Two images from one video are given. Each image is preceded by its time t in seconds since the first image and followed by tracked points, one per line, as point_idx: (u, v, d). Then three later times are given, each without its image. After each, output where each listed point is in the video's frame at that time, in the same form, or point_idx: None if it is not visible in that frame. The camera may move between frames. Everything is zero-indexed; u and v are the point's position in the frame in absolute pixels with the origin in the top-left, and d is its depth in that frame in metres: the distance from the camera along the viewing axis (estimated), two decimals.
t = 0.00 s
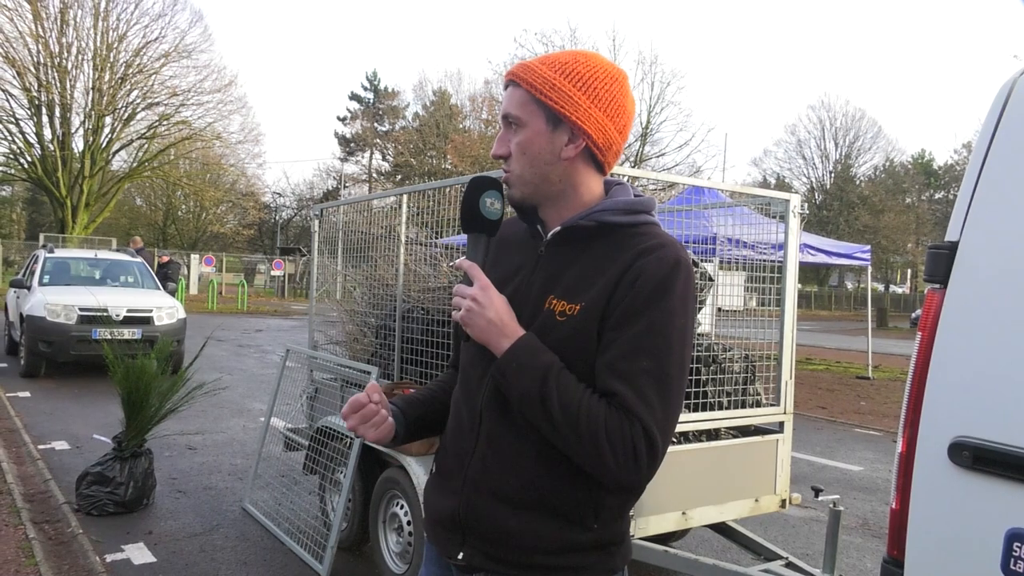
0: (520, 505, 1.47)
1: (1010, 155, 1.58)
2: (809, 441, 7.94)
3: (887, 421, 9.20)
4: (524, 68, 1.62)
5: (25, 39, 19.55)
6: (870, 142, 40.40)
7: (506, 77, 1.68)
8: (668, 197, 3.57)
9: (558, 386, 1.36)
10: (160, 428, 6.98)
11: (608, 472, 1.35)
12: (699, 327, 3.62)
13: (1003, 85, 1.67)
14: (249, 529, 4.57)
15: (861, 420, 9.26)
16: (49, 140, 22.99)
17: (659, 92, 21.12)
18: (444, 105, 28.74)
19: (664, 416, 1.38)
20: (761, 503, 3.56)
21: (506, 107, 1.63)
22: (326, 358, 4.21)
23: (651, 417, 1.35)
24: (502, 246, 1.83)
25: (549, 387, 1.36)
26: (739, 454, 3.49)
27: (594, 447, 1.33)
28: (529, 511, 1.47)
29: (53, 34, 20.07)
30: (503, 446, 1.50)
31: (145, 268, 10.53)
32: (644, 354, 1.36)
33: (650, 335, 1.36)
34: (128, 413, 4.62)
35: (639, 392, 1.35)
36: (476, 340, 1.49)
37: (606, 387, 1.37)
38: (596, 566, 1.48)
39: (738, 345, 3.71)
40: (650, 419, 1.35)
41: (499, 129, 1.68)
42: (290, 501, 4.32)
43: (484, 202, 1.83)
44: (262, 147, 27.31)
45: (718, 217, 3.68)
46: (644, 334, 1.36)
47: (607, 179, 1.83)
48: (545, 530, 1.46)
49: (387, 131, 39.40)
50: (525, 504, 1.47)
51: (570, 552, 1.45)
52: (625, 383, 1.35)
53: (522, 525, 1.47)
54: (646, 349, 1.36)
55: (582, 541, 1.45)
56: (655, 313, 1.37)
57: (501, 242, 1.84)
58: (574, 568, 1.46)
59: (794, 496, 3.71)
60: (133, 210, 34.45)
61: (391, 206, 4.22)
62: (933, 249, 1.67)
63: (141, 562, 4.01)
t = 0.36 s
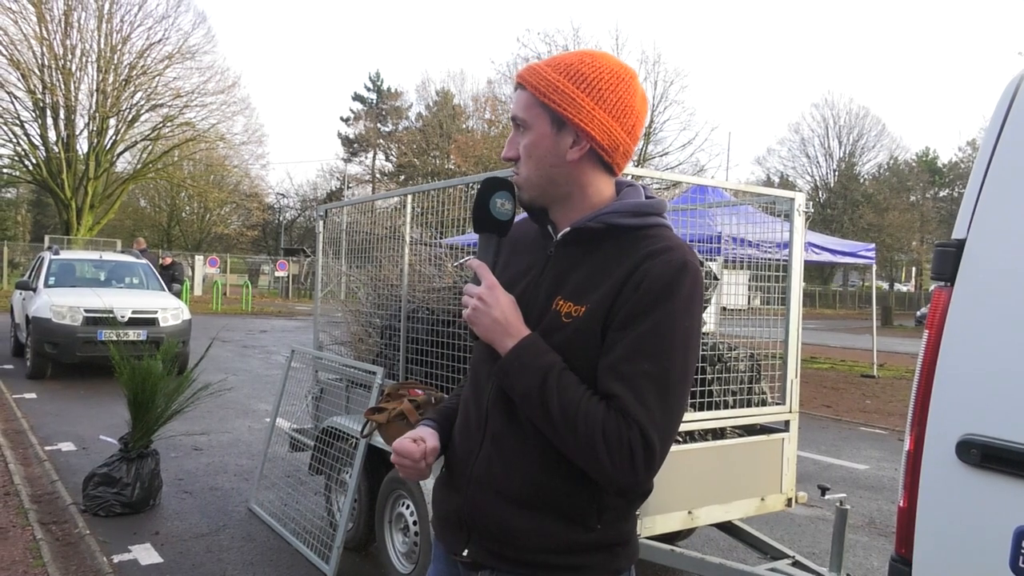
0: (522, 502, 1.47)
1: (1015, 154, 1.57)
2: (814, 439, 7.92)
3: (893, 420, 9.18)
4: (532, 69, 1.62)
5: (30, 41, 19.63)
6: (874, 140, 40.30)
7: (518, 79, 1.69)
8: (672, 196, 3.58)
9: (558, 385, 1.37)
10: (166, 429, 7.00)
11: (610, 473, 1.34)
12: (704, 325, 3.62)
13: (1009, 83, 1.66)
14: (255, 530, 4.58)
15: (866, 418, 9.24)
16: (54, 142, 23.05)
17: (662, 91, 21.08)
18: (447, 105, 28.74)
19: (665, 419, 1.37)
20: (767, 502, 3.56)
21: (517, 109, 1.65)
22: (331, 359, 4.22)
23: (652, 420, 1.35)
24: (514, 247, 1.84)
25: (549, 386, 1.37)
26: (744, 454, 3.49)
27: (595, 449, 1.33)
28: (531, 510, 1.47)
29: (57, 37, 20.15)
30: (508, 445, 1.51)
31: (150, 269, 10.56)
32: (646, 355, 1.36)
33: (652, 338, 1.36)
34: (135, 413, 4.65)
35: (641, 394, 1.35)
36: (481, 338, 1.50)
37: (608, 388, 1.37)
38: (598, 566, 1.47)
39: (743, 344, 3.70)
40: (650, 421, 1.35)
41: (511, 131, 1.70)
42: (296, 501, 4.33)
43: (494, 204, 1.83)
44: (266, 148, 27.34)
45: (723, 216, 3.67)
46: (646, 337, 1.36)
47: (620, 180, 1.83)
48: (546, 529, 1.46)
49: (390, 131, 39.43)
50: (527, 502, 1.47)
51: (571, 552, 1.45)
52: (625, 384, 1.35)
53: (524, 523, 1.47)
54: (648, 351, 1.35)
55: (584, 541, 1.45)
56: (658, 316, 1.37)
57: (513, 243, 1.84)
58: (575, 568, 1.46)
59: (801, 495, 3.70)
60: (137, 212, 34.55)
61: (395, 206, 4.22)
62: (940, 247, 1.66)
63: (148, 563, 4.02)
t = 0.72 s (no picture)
0: (545, 506, 1.47)
1: (1014, 155, 1.58)
2: (812, 440, 7.93)
3: (890, 421, 9.20)
4: (556, 67, 1.60)
5: (27, 43, 19.61)
6: (871, 142, 40.39)
7: (523, 75, 1.66)
8: (671, 198, 3.59)
9: (598, 389, 1.34)
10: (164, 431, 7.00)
11: (641, 473, 1.35)
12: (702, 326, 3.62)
13: (1007, 84, 1.67)
14: (254, 532, 4.58)
15: (864, 419, 9.25)
16: (51, 144, 23.01)
17: (659, 93, 21.10)
18: (445, 107, 28.76)
19: (695, 416, 1.41)
20: (765, 503, 3.57)
21: (531, 105, 1.61)
22: (330, 361, 4.22)
23: (682, 419, 1.37)
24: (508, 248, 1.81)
25: (591, 392, 1.34)
26: (743, 455, 3.50)
27: (628, 452, 1.33)
28: (554, 512, 1.47)
29: (55, 38, 20.13)
30: (527, 449, 1.49)
31: (148, 271, 10.55)
32: (671, 354, 1.38)
33: (677, 338, 1.38)
34: (134, 416, 4.64)
35: (669, 394, 1.36)
36: (502, 343, 1.42)
37: (634, 389, 1.38)
38: (614, 563, 1.50)
39: (741, 345, 3.71)
40: (686, 418, 1.38)
41: (519, 127, 1.65)
42: (295, 503, 4.33)
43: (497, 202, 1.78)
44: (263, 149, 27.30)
45: (721, 217, 3.68)
46: (677, 337, 1.38)
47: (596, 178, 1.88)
48: (569, 531, 1.46)
49: (388, 133, 39.42)
50: (550, 505, 1.47)
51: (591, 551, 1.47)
52: (659, 383, 1.36)
53: (542, 526, 1.47)
54: (673, 352, 1.38)
55: (605, 539, 1.48)
56: (680, 318, 1.40)
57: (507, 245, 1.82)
58: (594, 565, 1.48)
59: (799, 495, 3.71)
60: (135, 214, 34.51)
61: (393, 207, 4.23)
62: (938, 248, 1.67)
63: (147, 565, 4.03)
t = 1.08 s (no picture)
0: (571, 504, 1.47)
1: (1006, 156, 1.60)
2: (807, 440, 7.96)
3: (885, 420, 9.23)
4: (568, 69, 1.63)
5: (21, 43, 19.55)
6: (866, 142, 40.52)
7: (533, 72, 1.64)
8: (666, 198, 3.60)
9: (639, 385, 1.37)
10: (160, 432, 6.98)
11: (674, 464, 1.40)
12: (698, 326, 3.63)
13: (999, 85, 1.69)
14: (250, 533, 4.58)
15: (859, 419, 9.28)
16: (46, 144, 22.94)
17: (655, 94, 21.13)
18: (441, 107, 28.78)
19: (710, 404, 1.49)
20: (760, 502, 3.58)
21: (552, 101, 1.60)
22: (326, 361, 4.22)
23: (707, 407, 1.44)
24: (487, 249, 1.73)
25: (638, 388, 1.36)
26: (738, 455, 3.51)
27: (665, 442, 1.37)
28: (578, 509, 1.47)
29: (49, 38, 20.07)
30: (549, 448, 1.48)
31: (143, 272, 10.54)
32: (690, 347, 1.45)
33: (693, 329, 1.46)
34: (129, 417, 4.64)
35: (693, 383, 1.43)
36: (545, 349, 1.35)
37: (660, 379, 1.44)
38: (627, 554, 1.53)
39: (736, 346, 3.73)
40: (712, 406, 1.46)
41: (532, 122, 1.62)
42: (291, 503, 4.33)
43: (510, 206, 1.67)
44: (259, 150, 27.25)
45: (716, 218, 3.71)
46: (695, 330, 1.46)
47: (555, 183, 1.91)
48: (595, 524, 1.47)
49: (384, 133, 39.39)
50: (576, 503, 1.47)
51: (613, 543, 1.49)
52: (685, 374, 1.43)
53: (567, 523, 1.47)
54: (691, 343, 1.45)
55: (626, 530, 1.51)
56: (692, 310, 1.48)
57: (484, 246, 1.74)
58: (613, 557, 1.50)
59: (794, 495, 3.73)
60: (129, 214, 34.45)
61: (389, 208, 4.23)
62: (931, 249, 1.68)
63: (143, 566, 4.02)
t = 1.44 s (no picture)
0: (577, 500, 1.48)
1: (1001, 153, 1.60)
2: (806, 439, 7.97)
3: (884, 419, 9.25)
4: (560, 68, 1.64)
5: (17, 46, 19.54)
6: (863, 141, 40.60)
7: (525, 71, 1.63)
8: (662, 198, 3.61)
9: (647, 379, 1.40)
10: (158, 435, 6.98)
11: (677, 453, 1.46)
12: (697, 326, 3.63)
13: (995, 81, 1.70)
14: (250, 535, 4.58)
15: (857, 418, 9.29)
16: (42, 147, 22.91)
17: (652, 94, 21.12)
18: (438, 109, 28.80)
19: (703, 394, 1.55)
20: (759, 501, 3.59)
21: (548, 101, 1.60)
22: (325, 363, 4.21)
23: (703, 398, 1.50)
24: (475, 249, 1.68)
25: (645, 382, 1.40)
26: (737, 453, 3.52)
27: (669, 434, 1.43)
28: (585, 506, 1.49)
29: (45, 41, 20.06)
30: (555, 446, 1.48)
31: (141, 274, 10.53)
32: (683, 339, 1.51)
33: (685, 325, 1.52)
34: (128, 420, 4.63)
35: (691, 374, 1.49)
36: (560, 348, 1.35)
37: (660, 373, 1.48)
38: (633, 545, 1.56)
39: (734, 345, 3.72)
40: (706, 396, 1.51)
41: (528, 122, 1.61)
42: (291, 505, 4.33)
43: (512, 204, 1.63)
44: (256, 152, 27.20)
45: (714, 217, 3.71)
46: (686, 324, 1.52)
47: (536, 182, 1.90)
48: (602, 518, 1.49)
49: (381, 135, 39.37)
50: (581, 499, 1.48)
51: (620, 534, 1.52)
52: (681, 366, 1.48)
53: (578, 520, 1.47)
54: (685, 336, 1.51)
55: (628, 521, 1.54)
56: (683, 306, 1.55)
57: (469, 245, 1.69)
58: (620, 547, 1.53)
59: (792, 494, 3.74)
60: (127, 217, 34.42)
61: (386, 209, 4.23)
62: (927, 247, 1.68)
63: (142, 568, 4.03)
